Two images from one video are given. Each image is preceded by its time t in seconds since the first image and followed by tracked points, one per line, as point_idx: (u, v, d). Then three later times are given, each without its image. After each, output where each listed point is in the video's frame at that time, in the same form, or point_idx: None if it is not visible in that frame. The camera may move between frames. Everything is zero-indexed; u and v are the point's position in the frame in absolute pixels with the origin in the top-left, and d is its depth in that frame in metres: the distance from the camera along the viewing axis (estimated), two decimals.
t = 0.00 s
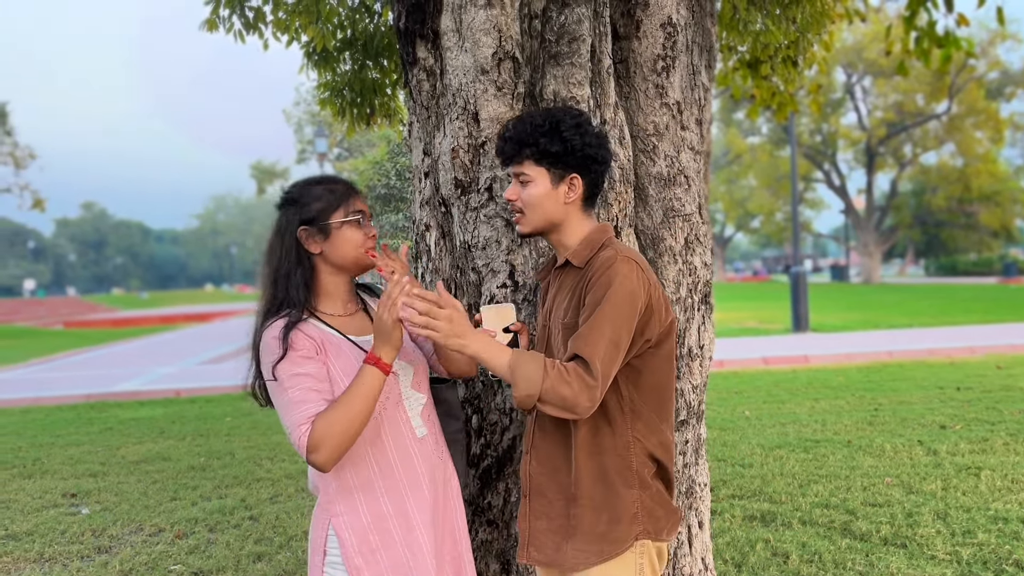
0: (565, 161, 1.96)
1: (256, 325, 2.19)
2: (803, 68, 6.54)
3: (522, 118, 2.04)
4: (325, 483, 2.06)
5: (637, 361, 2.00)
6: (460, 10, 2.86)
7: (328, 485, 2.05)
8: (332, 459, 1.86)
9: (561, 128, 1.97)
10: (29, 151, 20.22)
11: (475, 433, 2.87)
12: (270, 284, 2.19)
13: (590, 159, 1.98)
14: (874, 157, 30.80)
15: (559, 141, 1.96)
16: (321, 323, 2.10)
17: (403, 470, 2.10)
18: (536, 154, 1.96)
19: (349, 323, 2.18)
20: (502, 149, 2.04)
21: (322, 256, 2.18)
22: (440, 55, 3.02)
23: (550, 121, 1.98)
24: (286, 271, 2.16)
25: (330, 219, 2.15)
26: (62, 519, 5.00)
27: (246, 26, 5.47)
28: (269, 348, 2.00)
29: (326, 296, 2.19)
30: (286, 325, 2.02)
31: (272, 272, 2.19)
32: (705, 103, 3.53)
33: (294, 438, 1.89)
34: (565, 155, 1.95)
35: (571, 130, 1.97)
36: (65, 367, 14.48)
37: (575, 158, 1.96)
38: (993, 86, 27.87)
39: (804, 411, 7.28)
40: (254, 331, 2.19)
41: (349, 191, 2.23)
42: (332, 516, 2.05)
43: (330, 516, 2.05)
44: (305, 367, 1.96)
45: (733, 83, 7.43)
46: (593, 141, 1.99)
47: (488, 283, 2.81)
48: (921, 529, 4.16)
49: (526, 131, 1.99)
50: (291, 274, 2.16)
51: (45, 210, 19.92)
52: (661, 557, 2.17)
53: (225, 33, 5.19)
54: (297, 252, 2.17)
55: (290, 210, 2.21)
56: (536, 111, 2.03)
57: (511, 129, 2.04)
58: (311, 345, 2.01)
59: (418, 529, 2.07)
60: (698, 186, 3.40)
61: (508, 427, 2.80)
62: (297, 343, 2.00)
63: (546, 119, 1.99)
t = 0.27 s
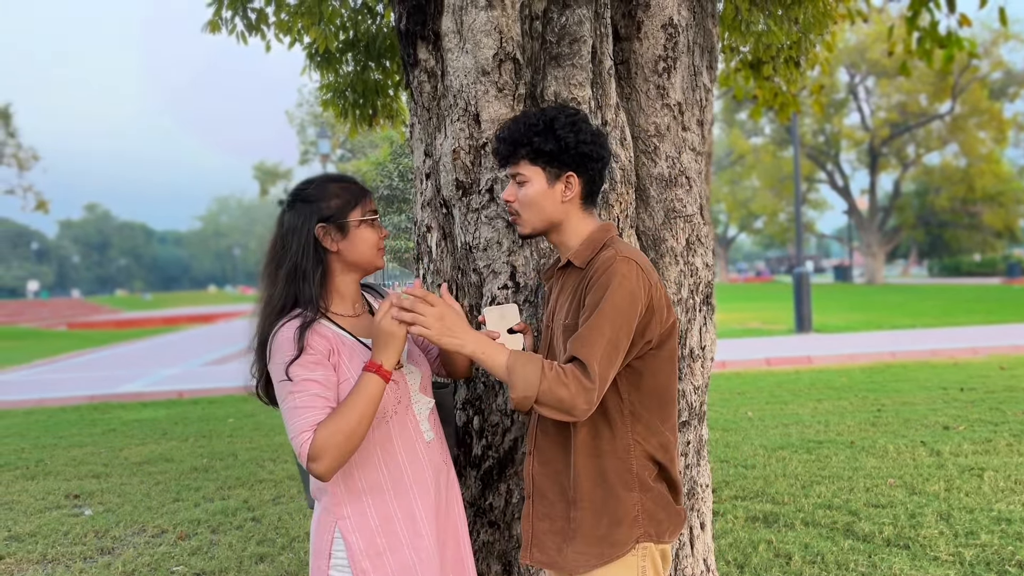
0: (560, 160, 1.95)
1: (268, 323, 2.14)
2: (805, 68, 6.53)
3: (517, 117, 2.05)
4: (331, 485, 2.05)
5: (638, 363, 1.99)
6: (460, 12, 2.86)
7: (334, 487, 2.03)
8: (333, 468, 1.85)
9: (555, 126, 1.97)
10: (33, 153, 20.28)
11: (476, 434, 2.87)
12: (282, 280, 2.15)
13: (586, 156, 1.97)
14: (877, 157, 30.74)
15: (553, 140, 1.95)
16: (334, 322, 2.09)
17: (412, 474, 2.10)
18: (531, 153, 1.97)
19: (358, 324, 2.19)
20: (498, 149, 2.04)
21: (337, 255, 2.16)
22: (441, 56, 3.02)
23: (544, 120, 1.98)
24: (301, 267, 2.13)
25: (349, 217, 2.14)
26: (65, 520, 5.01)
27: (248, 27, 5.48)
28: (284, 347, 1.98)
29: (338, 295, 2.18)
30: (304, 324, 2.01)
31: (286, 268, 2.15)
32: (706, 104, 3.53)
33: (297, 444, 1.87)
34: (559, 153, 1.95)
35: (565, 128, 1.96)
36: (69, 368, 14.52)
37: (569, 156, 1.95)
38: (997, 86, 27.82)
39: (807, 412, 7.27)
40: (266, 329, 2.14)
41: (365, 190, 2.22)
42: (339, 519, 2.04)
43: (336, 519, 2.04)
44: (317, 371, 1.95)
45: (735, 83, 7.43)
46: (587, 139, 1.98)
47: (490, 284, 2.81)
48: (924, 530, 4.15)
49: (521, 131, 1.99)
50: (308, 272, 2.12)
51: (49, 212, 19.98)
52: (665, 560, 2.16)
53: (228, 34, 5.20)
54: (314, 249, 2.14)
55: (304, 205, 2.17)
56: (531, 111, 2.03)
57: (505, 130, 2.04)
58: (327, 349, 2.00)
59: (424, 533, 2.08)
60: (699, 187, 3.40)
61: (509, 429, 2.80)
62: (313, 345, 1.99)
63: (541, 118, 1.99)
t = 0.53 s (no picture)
0: (562, 162, 1.96)
1: (272, 324, 2.12)
2: (806, 69, 6.53)
3: (518, 121, 2.05)
4: (333, 489, 2.04)
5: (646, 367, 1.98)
6: (462, 14, 2.86)
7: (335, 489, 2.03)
8: (304, 486, 1.87)
9: (557, 129, 1.97)
10: (35, 154, 20.32)
11: (478, 435, 2.87)
12: (287, 280, 2.15)
13: (588, 158, 1.97)
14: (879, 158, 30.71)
15: (554, 142, 1.96)
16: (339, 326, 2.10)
17: (413, 477, 2.12)
18: (533, 157, 1.97)
19: (361, 326, 2.20)
20: (499, 153, 2.04)
21: (344, 256, 2.17)
22: (442, 58, 3.02)
23: (545, 123, 1.99)
24: (308, 269, 2.13)
25: (356, 218, 2.15)
26: (68, 521, 5.02)
27: (251, 29, 5.49)
28: (289, 350, 1.96)
29: (343, 298, 2.19)
30: (312, 327, 2.01)
31: (291, 268, 2.15)
32: (707, 106, 3.53)
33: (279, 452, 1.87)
34: (562, 156, 1.95)
35: (566, 130, 1.97)
36: (72, 370, 14.54)
37: (571, 158, 1.95)
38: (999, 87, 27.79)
39: (809, 413, 7.27)
40: (270, 329, 2.12)
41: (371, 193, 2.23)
42: (339, 522, 2.03)
43: (337, 522, 2.03)
44: (318, 381, 1.95)
45: (737, 85, 7.43)
46: (589, 140, 1.98)
47: (491, 286, 2.81)
48: (926, 531, 4.14)
49: (521, 134, 1.99)
50: (316, 273, 2.12)
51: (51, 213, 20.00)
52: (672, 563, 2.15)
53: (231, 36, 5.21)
54: (321, 250, 2.14)
55: (311, 206, 2.17)
56: (531, 114, 2.04)
57: (506, 134, 2.04)
58: (333, 355, 2.01)
59: (424, 537, 2.09)
60: (701, 189, 3.40)
61: (511, 429, 2.80)
62: (319, 351, 1.99)
63: (541, 121, 2.00)
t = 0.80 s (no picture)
0: (569, 162, 1.96)
1: (272, 327, 2.10)
2: (808, 70, 6.53)
3: (525, 122, 2.06)
4: (322, 492, 2.04)
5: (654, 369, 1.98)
6: (464, 15, 2.87)
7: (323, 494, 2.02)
8: (286, 493, 1.87)
9: (564, 129, 1.98)
10: (37, 156, 20.37)
11: (480, 436, 2.87)
12: (288, 284, 2.14)
13: (596, 158, 1.98)
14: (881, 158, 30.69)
15: (562, 142, 1.96)
16: (340, 330, 2.10)
17: (403, 484, 2.13)
18: (540, 156, 1.97)
19: (361, 330, 2.20)
20: (507, 153, 2.05)
21: (346, 259, 2.17)
22: (444, 59, 3.03)
23: (552, 123, 2.00)
24: (310, 273, 2.12)
25: (357, 220, 2.15)
26: (70, 522, 5.02)
27: (252, 31, 5.50)
28: (289, 352, 1.95)
29: (344, 301, 2.19)
30: (312, 330, 2.01)
31: (293, 272, 2.13)
32: (709, 106, 3.53)
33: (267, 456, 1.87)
34: (569, 156, 1.96)
35: (574, 130, 1.97)
36: (74, 371, 14.56)
37: (579, 158, 1.96)
38: (1001, 87, 27.78)
39: (811, 414, 7.27)
40: (269, 333, 2.10)
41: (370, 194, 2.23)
42: (325, 526, 2.03)
43: (325, 526, 2.03)
44: (314, 388, 1.96)
45: (739, 86, 7.43)
46: (596, 140, 1.98)
47: (494, 287, 2.82)
48: (928, 531, 4.14)
49: (529, 135, 2.00)
50: (317, 277, 2.11)
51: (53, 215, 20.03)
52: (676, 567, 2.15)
53: (233, 38, 5.22)
54: (322, 254, 2.13)
55: (311, 208, 2.16)
56: (538, 115, 2.05)
57: (514, 135, 2.05)
58: (332, 361, 2.02)
59: (410, 545, 2.09)
60: (703, 190, 3.40)
61: (514, 430, 2.79)
62: (318, 356, 2.00)
63: (549, 121, 2.00)
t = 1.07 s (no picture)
0: (574, 163, 1.96)
1: (272, 330, 2.09)
2: (809, 71, 6.52)
3: (530, 122, 2.05)
4: (326, 493, 2.04)
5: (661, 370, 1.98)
6: (466, 16, 2.87)
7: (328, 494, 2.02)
8: (286, 494, 1.87)
9: (569, 130, 1.97)
10: (39, 156, 20.40)
11: (482, 437, 2.86)
12: (287, 288, 2.13)
13: (601, 159, 1.98)
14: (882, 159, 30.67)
15: (566, 143, 1.96)
16: (340, 332, 2.10)
17: (408, 485, 2.13)
18: (545, 157, 1.97)
19: (362, 331, 2.20)
20: (512, 153, 2.04)
21: (344, 261, 2.17)
22: (446, 60, 3.03)
23: (557, 123, 1.99)
24: (308, 276, 2.11)
25: (354, 222, 2.15)
26: (71, 523, 5.03)
27: (253, 31, 5.50)
28: (288, 354, 1.95)
29: (345, 303, 2.19)
30: (312, 333, 2.00)
31: (292, 276, 2.13)
32: (710, 107, 3.53)
33: (267, 458, 1.87)
34: (574, 156, 1.95)
35: (579, 131, 1.97)
36: (75, 371, 14.57)
37: (584, 159, 1.96)
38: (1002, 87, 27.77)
39: (812, 414, 7.26)
40: (270, 335, 2.10)
41: (368, 195, 2.22)
42: (331, 526, 2.03)
43: (329, 527, 2.03)
44: (313, 389, 1.96)
45: (740, 86, 7.43)
46: (601, 141, 1.98)
47: (496, 288, 2.81)
48: (930, 533, 4.13)
49: (533, 135, 2.00)
50: (316, 280, 2.11)
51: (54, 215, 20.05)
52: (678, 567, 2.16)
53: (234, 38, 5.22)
54: (320, 257, 2.13)
55: (309, 212, 2.16)
56: (543, 115, 2.04)
57: (518, 134, 2.05)
58: (331, 362, 2.02)
59: (414, 546, 2.10)
60: (704, 190, 3.40)
61: (515, 431, 2.78)
62: (318, 358, 2.00)
63: (554, 122, 2.00)
